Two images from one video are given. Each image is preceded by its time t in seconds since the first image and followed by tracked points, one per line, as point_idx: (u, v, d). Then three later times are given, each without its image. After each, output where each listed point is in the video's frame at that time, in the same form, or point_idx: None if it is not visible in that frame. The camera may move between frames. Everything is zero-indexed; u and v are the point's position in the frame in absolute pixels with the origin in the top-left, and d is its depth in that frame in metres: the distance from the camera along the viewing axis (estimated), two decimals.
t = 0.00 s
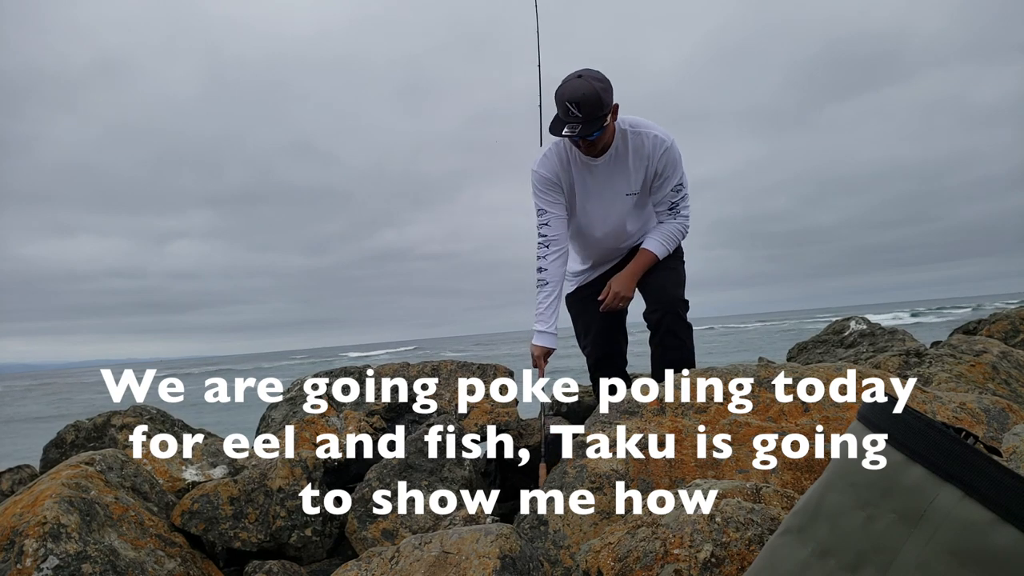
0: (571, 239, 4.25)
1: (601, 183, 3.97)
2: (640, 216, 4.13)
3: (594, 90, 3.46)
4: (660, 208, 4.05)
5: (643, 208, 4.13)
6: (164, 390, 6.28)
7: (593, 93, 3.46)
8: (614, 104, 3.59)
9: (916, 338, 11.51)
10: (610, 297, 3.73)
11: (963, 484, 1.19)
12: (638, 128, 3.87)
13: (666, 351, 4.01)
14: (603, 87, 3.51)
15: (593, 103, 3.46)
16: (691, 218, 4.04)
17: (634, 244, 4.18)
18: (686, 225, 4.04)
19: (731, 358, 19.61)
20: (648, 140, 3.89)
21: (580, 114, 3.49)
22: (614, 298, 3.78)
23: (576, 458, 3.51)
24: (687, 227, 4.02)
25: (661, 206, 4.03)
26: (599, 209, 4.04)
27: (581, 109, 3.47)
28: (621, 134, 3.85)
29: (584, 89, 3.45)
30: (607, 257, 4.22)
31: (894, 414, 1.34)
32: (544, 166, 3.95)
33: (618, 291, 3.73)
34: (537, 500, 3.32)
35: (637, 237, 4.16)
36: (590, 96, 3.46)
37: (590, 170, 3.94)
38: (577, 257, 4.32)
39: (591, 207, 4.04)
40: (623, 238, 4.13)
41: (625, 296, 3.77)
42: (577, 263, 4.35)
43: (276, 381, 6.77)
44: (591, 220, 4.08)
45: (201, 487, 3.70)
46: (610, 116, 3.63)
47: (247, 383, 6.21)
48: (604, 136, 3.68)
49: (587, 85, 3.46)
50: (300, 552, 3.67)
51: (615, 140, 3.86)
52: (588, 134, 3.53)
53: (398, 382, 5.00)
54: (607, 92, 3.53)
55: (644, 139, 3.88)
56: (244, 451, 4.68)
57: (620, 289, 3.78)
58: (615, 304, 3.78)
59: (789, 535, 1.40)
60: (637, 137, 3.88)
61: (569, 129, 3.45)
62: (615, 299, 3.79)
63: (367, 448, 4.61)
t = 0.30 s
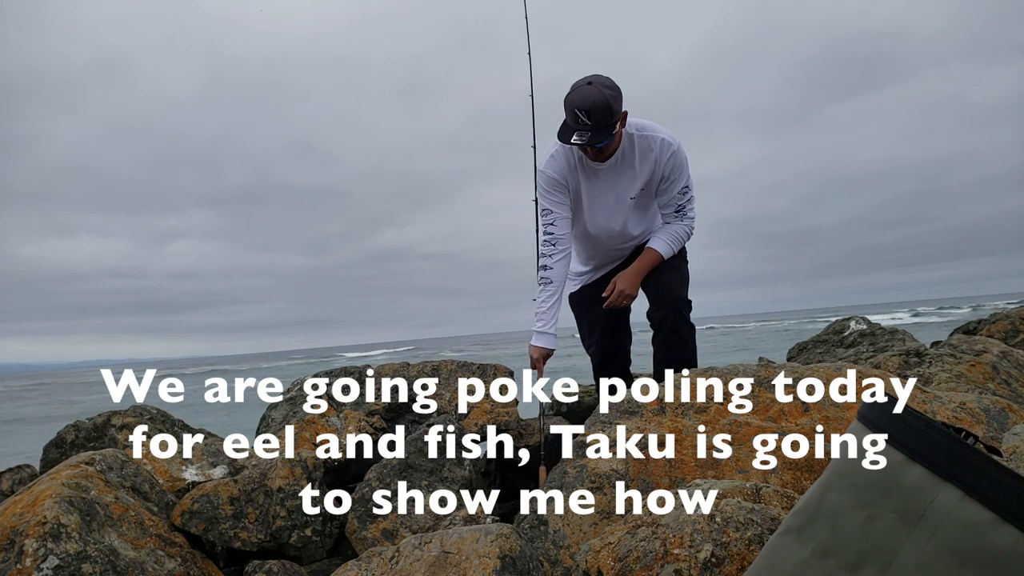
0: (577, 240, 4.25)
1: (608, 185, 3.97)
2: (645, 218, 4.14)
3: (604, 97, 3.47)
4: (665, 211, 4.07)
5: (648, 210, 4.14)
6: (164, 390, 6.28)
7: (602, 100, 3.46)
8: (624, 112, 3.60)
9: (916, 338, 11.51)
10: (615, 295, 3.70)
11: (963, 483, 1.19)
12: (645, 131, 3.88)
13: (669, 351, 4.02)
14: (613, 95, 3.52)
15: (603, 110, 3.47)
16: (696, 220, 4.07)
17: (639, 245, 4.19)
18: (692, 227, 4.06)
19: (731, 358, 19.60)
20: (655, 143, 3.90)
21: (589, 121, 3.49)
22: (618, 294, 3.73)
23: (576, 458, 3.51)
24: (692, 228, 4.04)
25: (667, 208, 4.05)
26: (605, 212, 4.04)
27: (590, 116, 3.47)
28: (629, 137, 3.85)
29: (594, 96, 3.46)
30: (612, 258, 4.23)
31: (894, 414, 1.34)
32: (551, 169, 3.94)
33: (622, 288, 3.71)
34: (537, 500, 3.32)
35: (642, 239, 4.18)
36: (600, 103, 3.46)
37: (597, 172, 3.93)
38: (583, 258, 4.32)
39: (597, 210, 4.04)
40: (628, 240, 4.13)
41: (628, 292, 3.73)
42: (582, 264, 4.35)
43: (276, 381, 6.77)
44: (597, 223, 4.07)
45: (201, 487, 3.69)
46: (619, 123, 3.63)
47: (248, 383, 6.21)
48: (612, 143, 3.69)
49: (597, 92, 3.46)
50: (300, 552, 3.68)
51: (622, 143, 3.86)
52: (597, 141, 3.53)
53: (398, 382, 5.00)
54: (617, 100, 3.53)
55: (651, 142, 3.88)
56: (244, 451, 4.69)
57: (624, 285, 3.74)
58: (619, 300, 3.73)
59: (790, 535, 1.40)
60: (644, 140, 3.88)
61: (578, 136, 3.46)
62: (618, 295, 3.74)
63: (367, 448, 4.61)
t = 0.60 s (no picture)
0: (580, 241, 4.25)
1: (611, 186, 3.97)
2: (649, 218, 4.14)
3: (607, 95, 3.46)
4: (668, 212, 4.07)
5: (652, 211, 4.14)
6: (163, 390, 6.27)
7: (606, 97, 3.46)
8: (627, 110, 3.59)
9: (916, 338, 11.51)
10: (620, 295, 3.69)
11: (963, 483, 1.19)
12: (649, 132, 3.88)
13: (671, 351, 4.02)
14: (617, 93, 3.51)
15: (606, 107, 3.46)
16: (699, 220, 4.07)
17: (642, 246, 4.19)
18: (696, 227, 4.05)
19: (731, 358, 19.59)
20: (659, 144, 3.90)
21: (592, 118, 3.48)
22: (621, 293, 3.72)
23: (576, 458, 3.51)
24: (695, 228, 4.04)
25: (670, 209, 4.05)
26: (608, 212, 4.04)
27: (593, 114, 3.47)
28: (632, 137, 3.84)
29: (597, 94, 3.46)
30: (614, 258, 4.22)
31: (894, 414, 1.34)
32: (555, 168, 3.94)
33: (626, 287, 3.70)
34: (537, 500, 3.33)
35: (645, 240, 4.17)
36: (604, 101, 3.45)
37: (600, 172, 3.93)
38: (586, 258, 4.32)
39: (600, 209, 4.03)
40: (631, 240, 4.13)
41: (631, 292, 3.73)
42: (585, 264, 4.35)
43: (276, 381, 6.76)
44: (600, 223, 4.07)
45: (201, 487, 3.69)
46: (622, 122, 3.62)
47: (247, 383, 6.20)
48: (614, 143, 3.67)
49: (601, 90, 3.46)
50: (300, 551, 3.68)
51: (625, 144, 3.86)
52: (600, 139, 3.51)
53: (398, 382, 5.00)
54: (620, 98, 3.52)
55: (655, 143, 3.89)
56: (244, 451, 4.69)
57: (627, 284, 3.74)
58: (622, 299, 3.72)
59: (790, 535, 1.40)
60: (648, 141, 3.88)
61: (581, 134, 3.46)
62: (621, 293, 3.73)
63: (367, 448, 4.61)
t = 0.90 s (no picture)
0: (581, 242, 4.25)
1: (610, 186, 3.98)
2: (649, 219, 4.14)
3: (608, 73, 3.49)
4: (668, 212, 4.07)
5: (651, 211, 4.14)
6: (163, 390, 6.27)
7: (606, 75, 3.48)
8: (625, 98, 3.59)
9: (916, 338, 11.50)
10: (620, 295, 3.69)
11: (963, 483, 1.19)
12: (648, 131, 3.88)
13: (671, 351, 4.02)
14: (618, 76, 3.54)
15: (605, 83, 3.47)
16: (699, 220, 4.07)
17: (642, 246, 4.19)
18: (696, 227, 4.05)
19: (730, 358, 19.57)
20: (658, 143, 3.90)
21: (591, 94, 3.48)
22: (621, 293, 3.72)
23: (576, 458, 3.51)
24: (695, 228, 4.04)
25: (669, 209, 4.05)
26: (608, 213, 4.04)
27: (593, 89, 3.46)
28: (631, 137, 3.85)
29: (597, 71, 3.48)
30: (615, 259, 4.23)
31: (894, 413, 1.34)
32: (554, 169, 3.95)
33: (626, 288, 3.70)
34: (537, 500, 3.32)
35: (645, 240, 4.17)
36: (603, 77, 3.47)
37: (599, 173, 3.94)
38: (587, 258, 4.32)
39: (600, 210, 4.04)
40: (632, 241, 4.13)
41: (631, 292, 3.72)
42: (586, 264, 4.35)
43: (276, 381, 6.76)
44: (600, 224, 4.07)
45: (201, 487, 3.69)
46: (620, 110, 3.62)
47: (247, 383, 6.20)
48: (610, 134, 3.64)
49: (604, 68, 3.48)
50: (300, 551, 3.68)
51: (624, 144, 3.86)
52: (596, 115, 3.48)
53: (398, 382, 5.00)
54: (620, 82, 3.54)
55: (654, 143, 3.89)
56: (244, 451, 4.68)
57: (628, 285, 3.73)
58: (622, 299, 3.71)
59: (790, 535, 1.40)
60: (646, 141, 3.89)
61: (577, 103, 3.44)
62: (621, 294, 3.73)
63: (367, 448, 4.61)
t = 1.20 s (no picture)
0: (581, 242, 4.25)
1: (610, 187, 3.98)
2: (649, 220, 4.15)
3: (613, 64, 3.52)
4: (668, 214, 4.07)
5: (652, 212, 4.15)
6: (164, 390, 6.27)
7: (611, 65, 3.50)
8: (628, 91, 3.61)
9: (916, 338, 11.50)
10: (620, 294, 3.68)
11: (964, 484, 1.19)
12: (647, 132, 3.89)
13: (671, 351, 4.02)
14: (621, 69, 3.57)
15: (609, 72, 3.49)
16: (699, 221, 4.07)
17: (642, 247, 4.19)
18: (696, 229, 4.06)
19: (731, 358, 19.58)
20: (658, 145, 3.91)
21: (596, 81, 3.50)
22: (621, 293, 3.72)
23: (576, 458, 3.51)
24: (695, 229, 4.04)
25: (669, 210, 4.06)
26: (608, 213, 4.04)
27: (598, 76, 3.49)
28: (631, 138, 3.86)
29: (602, 62, 3.52)
30: (615, 259, 4.23)
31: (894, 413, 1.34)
32: (555, 169, 3.96)
33: (626, 287, 3.70)
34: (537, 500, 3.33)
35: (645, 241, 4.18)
36: (608, 66, 3.50)
37: (600, 173, 3.94)
38: (587, 259, 4.32)
39: (600, 210, 4.04)
40: (631, 242, 4.13)
41: (631, 292, 3.73)
42: (586, 264, 4.35)
43: (276, 381, 6.75)
44: (600, 224, 4.07)
45: (201, 487, 3.69)
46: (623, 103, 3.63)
47: (248, 383, 6.20)
48: (612, 126, 3.62)
49: (608, 58, 3.52)
50: (300, 551, 3.68)
51: (624, 144, 3.87)
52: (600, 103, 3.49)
53: (398, 382, 5.00)
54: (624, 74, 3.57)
55: (654, 144, 3.90)
56: (244, 451, 4.69)
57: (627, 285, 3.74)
58: (622, 299, 3.71)
59: (790, 535, 1.40)
60: (646, 142, 3.90)
61: (581, 90, 3.46)
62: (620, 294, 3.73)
63: (367, 448, 4.60)
